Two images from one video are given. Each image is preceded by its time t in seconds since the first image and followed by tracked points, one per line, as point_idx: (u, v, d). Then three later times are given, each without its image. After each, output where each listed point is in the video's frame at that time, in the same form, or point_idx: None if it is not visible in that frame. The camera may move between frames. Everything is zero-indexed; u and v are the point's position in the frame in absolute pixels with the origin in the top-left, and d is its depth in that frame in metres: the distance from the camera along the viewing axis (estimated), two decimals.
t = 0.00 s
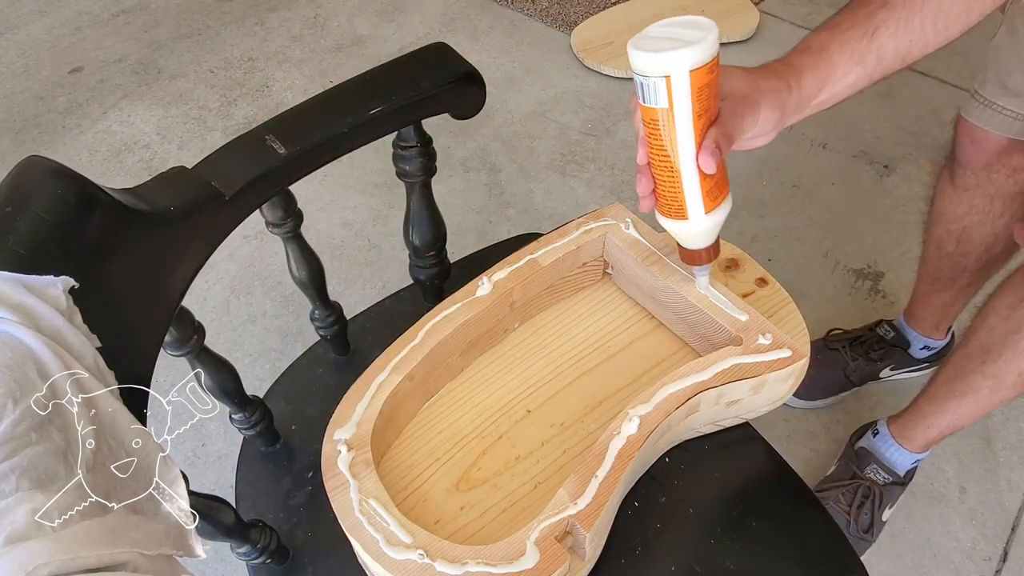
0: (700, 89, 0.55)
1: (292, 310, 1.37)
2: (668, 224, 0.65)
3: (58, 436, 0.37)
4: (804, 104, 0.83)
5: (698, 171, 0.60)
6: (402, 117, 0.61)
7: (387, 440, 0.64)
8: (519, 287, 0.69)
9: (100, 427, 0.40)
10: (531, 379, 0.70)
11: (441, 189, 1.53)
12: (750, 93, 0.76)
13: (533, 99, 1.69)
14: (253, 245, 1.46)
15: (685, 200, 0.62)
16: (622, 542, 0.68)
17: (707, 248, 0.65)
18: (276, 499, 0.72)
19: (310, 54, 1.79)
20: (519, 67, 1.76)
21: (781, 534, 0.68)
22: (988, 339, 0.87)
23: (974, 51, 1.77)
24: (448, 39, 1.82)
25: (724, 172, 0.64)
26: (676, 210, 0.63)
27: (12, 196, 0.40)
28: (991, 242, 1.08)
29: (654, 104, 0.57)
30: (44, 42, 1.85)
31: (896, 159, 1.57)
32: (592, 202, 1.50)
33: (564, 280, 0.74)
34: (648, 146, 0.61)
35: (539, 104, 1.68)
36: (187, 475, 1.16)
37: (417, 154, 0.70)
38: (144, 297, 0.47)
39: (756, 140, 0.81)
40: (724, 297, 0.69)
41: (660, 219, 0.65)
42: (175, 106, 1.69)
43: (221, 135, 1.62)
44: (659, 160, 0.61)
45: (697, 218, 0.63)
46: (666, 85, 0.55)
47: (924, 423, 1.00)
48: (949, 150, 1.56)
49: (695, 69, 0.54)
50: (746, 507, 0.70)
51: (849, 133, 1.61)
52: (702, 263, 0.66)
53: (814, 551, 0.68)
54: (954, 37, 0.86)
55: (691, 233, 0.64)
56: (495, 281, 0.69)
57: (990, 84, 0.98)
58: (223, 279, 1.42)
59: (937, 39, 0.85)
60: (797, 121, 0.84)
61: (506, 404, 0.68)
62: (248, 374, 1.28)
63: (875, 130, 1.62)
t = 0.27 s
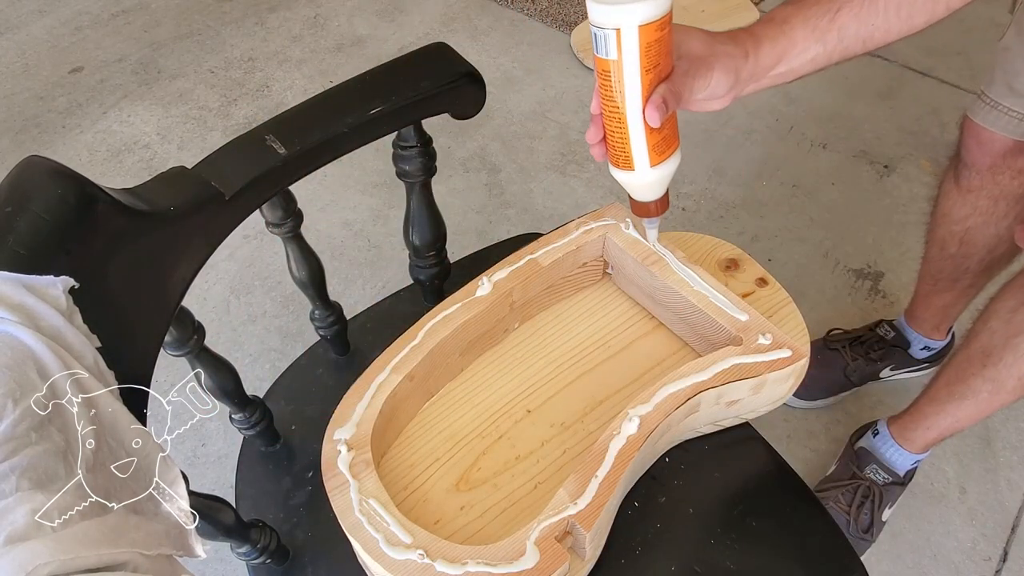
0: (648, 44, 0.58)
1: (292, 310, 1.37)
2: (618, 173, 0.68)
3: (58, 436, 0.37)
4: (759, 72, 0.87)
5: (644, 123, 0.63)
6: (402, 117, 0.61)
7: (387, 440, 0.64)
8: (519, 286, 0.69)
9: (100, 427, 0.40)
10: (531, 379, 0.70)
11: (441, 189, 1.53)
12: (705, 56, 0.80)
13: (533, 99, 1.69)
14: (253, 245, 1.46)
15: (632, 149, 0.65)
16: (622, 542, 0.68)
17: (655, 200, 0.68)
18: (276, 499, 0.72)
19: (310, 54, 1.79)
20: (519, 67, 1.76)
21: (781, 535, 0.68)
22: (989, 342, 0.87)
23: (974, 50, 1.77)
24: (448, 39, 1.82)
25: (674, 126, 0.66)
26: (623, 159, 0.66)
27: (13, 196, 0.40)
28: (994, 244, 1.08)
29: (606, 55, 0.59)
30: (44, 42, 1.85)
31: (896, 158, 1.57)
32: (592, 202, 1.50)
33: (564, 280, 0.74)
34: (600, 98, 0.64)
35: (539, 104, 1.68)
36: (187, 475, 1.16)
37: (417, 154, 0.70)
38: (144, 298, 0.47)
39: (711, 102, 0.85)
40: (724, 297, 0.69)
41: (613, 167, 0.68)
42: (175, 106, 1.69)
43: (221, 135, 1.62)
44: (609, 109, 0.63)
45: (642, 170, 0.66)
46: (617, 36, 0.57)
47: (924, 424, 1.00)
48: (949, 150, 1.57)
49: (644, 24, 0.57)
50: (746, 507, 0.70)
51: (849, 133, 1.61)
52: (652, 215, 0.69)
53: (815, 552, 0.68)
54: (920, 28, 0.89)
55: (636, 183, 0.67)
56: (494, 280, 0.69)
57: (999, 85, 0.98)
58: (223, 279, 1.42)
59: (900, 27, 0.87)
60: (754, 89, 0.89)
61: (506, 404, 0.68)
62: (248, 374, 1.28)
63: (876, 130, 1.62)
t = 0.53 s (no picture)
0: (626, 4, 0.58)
1: (292, 310, 1.37)
2: (594, 139, 0.67)
3: (58, 436, 0.37)
4: (744, 51, 0.87)
5: (620, 86, 0.62)
6: (402, 117, 0.61)
7: (387, 440, 0.64)
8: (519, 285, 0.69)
9: (100, 426, 0.40)
10: (531, 379, 0.70)
11: (441, 189, 1.53)
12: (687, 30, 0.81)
13: (533, 99, 1.69)
14: (253, 245, 1.46)
15: (608, 112, 0.64)
16: (622, 542, 0.68)
17: (631, 169, 0.67)
18: (276, 499, 0.72)
19: (310, 54, 1.79)
20: (519, 67, 1.76)
21: (781, 536, 0.68)
22: (991, 345, 0.87)
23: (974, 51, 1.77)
24: (448, 39, 1.82)
25: (651, 96, 0.66)
26: (599, 124, 0.65)
27: (13, 196, 0.40)
28: (998, 246, 1.08)
29: (585, 14, 0.59)
30: (44, 42, 1.85)
31: (896, 159, 1.57)
32: (592, 202, 1.50)
33: (564, 280, 0.74)
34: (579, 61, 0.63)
35: (539, 104, 1.68)
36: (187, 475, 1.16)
37: (417, 154, 0.70)
38: (144, 298, 0.47)
39: (693, 76, 0.86)
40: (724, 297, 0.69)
41: (590, 135, 0.67)
42: (175, 106, 1.69)
43: (221, 135, 1.62)
44: (586, 73, 0.63)
45: (618, 136, 0.65)
46: None
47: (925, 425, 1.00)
48: (948, 151, 1.57)
49: None
50: (747, 507, 0.70)
51: (848, 132, 1.61)
52: (626, 186, 0.68)
53: (815, 553, 0.68)
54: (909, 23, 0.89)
55: (612, 150, 0.66)
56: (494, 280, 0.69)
57: (1008, 87, 0.97)
58: (223, 279, 1.42)
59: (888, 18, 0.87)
60: (738, 67, 0.89)
61: (506, 404, 0.68)
62: (248, 374, 1.28)
63: (876, 130, 1.62)
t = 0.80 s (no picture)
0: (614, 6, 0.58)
1: (292, 310, 1.37)
2: (582, 139, 0.67)
3: (58, 436, 0.37)
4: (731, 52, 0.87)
5: (606, 88, 0.62)
6: (401, 118, 0.61)
7: (387, 440, 0.64)
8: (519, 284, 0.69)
9: (100, 427, 0.40)
10: (531, 380, 0.70)
11: (441, 189, 1.53)
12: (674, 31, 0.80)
13: (533, 99, 1.69)
14: (253, 245, 1.46)
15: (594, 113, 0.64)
16: (621, 542, 0.68)
17: (618, 170, 0.67)
18: (276, 499, 0.72)
19: (310, 54, 1.79)
20: (519, 67, 1.76)
21: (781, 536, 0.68)
22: (991, 347, 0.87)
23: (974, 51, 1.77)
24: (448, 39, 1.82)
25: (639, 95, 0.66)
26: (585, 124, 0.65)
27: (13, 196, 0.40)
28: (1001, 247, 1.08)
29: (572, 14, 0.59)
30: (44, 42, 1.85)
31: (896, 159, 1.57)
32: (592, 202, 1.50)
33: (564, 280, 0.74)
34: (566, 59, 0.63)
35: (539, 104, 1.68)
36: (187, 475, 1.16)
37: (417, 154, 0.70)
38: (144, 298, 0.47)
39: (681, 76, 0.85)
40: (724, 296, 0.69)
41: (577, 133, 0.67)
42: (175, 106, 1.69)
43: (221, 135, 1.62)
44: (574, 73, 0.63)
45: (605, 137, 0.65)
46: None
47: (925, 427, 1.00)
48: (948, 151, 1.57)
49: None
50: (746, 507, 0.70)
51: (848, 132, 1.61)
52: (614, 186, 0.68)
53: (814, 553, 0.68)
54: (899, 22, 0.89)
55: (598, 150, 0.66)
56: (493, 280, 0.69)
57: (1014, 88, 0.97)
58: (223, 279, 1.42)
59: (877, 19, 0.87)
60: (727, 68, 0.89)
61: (506, 405, 0.68)
62: (249, 374, 1.28)
63: (875, 130, 1.62)
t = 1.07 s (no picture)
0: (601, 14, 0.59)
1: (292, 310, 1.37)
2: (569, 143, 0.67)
3: (56, 437, 0.37)
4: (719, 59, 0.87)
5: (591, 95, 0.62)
6: (402, 118, 0.61)
7: (386, 441, 0.65)
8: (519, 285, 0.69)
9: (100, 427, 0.40)
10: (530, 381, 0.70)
11: (441, 189, 1.53)
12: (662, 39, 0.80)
13: (533, 99, 1.69)
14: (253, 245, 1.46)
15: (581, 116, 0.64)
16: (621, 543, 0.68)
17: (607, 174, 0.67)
18: (275, 500, 0.71)
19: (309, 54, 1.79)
20: (519, 67, 1.76)
21: (781, 536, 0.68)
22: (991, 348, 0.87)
23: (974, 51, 1.77)
24: (448, 39, 1.82)
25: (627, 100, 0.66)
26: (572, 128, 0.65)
27: (12, 196, 0.40)
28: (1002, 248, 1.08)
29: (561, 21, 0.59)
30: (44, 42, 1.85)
31: (896, 159, 1.57)
32: (592, 202, 1.50)
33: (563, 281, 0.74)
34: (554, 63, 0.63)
35: (539, 104, 1.68)
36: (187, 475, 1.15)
37: (417, 154, 0.70)
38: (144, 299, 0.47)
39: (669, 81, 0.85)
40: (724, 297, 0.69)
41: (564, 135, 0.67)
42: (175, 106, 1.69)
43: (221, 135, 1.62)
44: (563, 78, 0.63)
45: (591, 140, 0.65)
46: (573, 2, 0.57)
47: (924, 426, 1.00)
48: (948, 151, 1.57)
49: None
50: (746, 508, 0.70)
51: (848, 132, 1.61)
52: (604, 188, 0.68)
53: (814, 554, 0.67)
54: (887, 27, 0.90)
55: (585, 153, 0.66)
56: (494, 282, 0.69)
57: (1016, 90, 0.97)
58: (223, 279, 1.42)
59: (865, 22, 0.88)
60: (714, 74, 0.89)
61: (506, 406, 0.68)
62: (248, 374, 1.28)
63: (875, 130, 1.62)
